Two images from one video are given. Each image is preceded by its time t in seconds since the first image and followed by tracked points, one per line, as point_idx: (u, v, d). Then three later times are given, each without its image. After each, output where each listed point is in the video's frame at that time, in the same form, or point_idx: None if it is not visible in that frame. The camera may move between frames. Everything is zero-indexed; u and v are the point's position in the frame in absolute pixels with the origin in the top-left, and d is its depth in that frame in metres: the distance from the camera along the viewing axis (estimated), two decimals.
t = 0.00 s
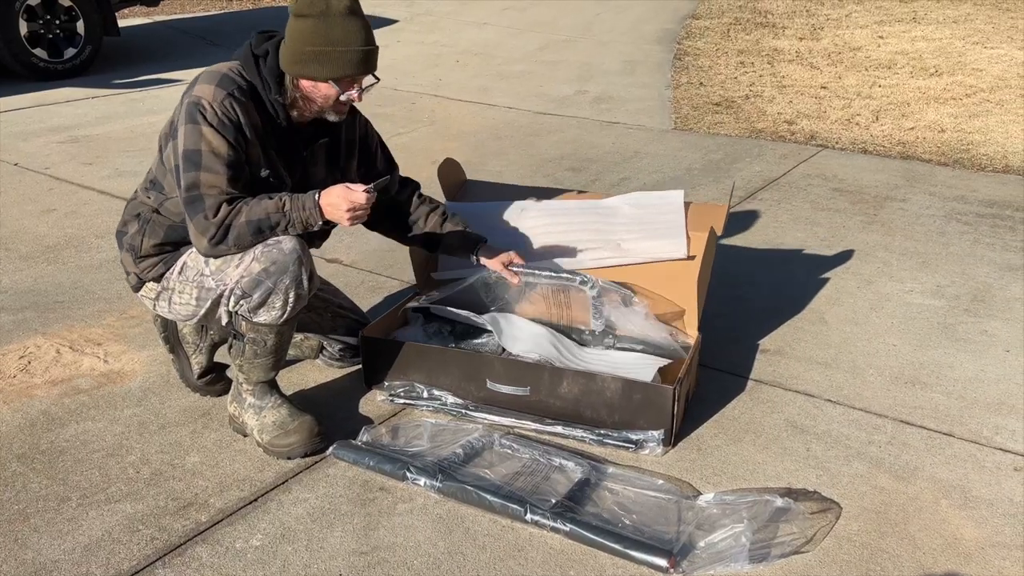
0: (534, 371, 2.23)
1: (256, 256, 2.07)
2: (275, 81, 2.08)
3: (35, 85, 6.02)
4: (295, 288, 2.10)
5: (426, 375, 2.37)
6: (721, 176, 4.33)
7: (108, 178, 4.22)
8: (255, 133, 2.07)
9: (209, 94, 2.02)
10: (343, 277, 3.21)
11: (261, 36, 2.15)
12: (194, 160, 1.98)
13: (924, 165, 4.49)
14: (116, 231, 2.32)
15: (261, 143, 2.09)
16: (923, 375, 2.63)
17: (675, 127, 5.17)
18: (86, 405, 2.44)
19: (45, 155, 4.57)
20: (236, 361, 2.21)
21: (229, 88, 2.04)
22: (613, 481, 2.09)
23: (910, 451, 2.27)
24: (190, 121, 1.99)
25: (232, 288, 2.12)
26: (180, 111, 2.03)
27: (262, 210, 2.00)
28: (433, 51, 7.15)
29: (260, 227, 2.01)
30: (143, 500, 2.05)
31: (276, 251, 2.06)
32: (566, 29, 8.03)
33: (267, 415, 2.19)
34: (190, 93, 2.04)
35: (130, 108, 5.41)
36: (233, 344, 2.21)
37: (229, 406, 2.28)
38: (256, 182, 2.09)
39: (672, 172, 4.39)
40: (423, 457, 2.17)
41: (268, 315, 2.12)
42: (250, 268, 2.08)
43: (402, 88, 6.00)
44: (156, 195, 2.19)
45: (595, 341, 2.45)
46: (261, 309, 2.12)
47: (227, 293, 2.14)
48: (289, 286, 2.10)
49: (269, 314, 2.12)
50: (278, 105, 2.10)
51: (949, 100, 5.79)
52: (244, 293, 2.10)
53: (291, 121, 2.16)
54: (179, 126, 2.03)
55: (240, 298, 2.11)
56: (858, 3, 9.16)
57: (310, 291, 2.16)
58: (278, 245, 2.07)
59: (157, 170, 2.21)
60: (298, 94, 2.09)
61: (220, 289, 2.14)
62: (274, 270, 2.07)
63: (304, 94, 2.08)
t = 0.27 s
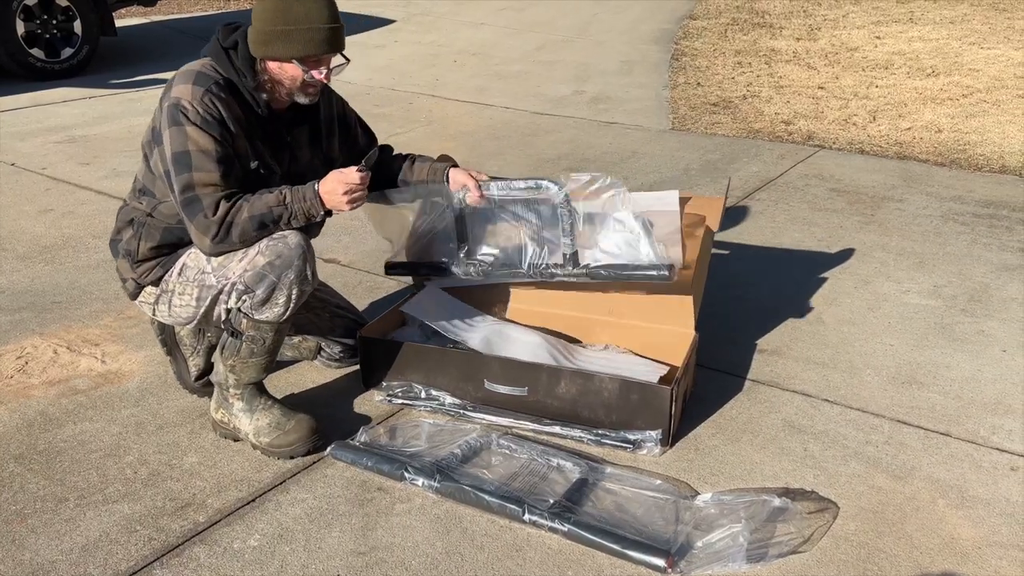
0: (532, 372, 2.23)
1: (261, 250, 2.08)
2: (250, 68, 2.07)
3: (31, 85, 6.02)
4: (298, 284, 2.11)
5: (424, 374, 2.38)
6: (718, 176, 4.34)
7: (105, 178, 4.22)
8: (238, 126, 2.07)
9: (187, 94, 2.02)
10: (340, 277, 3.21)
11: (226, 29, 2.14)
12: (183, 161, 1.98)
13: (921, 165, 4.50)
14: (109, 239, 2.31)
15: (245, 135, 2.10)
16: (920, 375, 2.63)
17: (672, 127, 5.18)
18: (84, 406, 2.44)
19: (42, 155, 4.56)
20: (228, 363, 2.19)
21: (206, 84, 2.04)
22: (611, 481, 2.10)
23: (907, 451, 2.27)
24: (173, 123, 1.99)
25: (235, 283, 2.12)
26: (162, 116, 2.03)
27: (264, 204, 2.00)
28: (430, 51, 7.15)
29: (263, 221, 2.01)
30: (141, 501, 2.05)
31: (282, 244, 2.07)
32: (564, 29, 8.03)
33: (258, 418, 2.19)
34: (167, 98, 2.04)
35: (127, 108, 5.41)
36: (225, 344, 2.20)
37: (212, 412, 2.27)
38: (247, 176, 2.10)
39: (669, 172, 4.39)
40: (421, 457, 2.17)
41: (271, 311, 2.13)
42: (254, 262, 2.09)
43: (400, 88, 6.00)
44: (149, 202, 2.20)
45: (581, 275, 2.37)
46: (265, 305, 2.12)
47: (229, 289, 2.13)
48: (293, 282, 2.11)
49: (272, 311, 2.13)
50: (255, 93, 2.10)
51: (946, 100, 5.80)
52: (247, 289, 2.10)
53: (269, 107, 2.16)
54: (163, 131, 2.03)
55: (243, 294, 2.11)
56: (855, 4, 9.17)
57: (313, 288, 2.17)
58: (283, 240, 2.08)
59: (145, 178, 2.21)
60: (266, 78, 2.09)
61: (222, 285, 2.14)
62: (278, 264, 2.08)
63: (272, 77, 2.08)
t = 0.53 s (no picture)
0: (531, 371, 2.24)
1: (226, 252, 2.10)
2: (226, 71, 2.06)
3: (29, 85, 6.01)
4: (266, 283, 2.13)
5: (423, 374, 2.38)
6: (716, 175, 4.34)
7: (103, 178, 4.21)
8: (211, 129, 2.08)
9: (160, 96, 2.04)
10: (338, 277, 3.21)
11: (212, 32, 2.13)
12: (152, 163, 2.01)
13: (919, 164, 4.50)
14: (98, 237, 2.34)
15: (221, 139, 2.10)
16: (918, 374, 2.63)
17: (670, 127, 5.18)
18: (82, 405, 2.43)
19: (40, 155, 4.56)
20: (216, 362, 2.21)
21: (180, 86, 2.05)
22: (610, 480, 2.10)
23: (905, 451, 2.28)
24: (145, 125, 2.02)
25: (205, 284, 2.13)
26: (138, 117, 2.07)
27: (225, 205, 2.02)
28: (429, 50, 7.15)
29: (224, 223, 2.04)
30: (140, 501, 2.05)
31: (247, 246, 2.10)
32: (562, 28, 8.03)
33: (248, 415, 2.19)
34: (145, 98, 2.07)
35: (125, 108, 5.40)
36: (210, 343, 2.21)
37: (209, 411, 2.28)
38: (219, 179, 2.12)
39: (668, 172, 4.39)
40: (420, 457, 2.17)
41: (242, 310, 2.15)
42: (221, 264, 2.10)
43: (398, 87, 6.00)
44: (133, 201, 2.22)
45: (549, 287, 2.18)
46: (234, 305, 2.13)
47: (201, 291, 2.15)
48: (261, 281, 2.12)
49: (243, 310, 2.15)
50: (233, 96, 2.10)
51: (944, 99, 5.81)
52: (217, 289, 2.12)
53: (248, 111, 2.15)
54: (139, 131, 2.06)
55: (213, 294, 2.13)
56: (853, 3, 9.18)
57: (283, 287, 2.19)
58: (248, 241, 2.11)
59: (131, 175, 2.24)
60: (242, 83, 2.08)
61: (194, 287, 2.16)
62: (243, 266, 2.10)
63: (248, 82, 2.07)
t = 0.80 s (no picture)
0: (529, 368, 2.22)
1: (189, 261, 2.06)
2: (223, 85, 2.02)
3: (28, 83, 6.00)
4: (228, 294, 2.06)
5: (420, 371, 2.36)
6: (715, 174, 4.34)
7: (102, 176, 4.21)
8: (198, 140, 2.04)
9: (153, 99, 2.03)
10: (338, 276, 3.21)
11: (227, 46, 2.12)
12: (133, 166, 2.03)
13: (918, 162, 4.50)
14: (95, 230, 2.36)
15: (206, 153, 2.06)
16: (917, 372, 2.64)
17: (669, 125, 5.17)
18: (81, 404, 2.43)
19: (39, 153, 4.55)
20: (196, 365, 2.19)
21: (174, 93, 2.04)
22: (608, 479, 2.09)
23: (904, 448, 2.28)
24: (134, 127, 2.02)
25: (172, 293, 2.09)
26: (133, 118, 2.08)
27: (189, 214, 2.00)
28: (428, 49, 7.14)
29: (188, 231, 2.01)
30: (139, 499, 2.05)
31: (208, 256, 2.05)
32: (561, 26, 8.03)
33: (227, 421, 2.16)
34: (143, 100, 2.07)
35: (124, 107, 5.40)
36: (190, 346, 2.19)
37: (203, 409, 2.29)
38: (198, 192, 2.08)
39: (667, 170, 4.39)
40: (419, 453, 2.13)
41: (207, 320, 2.08)
42: (183, 274, 2.06)
43: (397, 86, 6.00)
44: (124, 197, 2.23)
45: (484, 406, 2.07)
46: (198, 315, 2.08)
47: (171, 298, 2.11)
48: (222, 292, 2.05)
49: (208, 320, 2.08)
50: (226, 113, 2.04)
51: (943, 97, 5.81)
52: (180, 298, 2.07)
53: (244, 133, 2.10)
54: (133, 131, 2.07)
55: (178, 304, 2.08)
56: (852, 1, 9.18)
57: (249, 298, 2.11)
58: (210, 251, 2.06)
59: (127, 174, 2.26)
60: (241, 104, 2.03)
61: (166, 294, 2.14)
62: (204, 276, 2.04)
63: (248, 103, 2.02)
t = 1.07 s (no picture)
0: (531, 366, 2.22)
1: (187, 274, 2.06)
2: (238, 111, 1.93)
3: (27, 81, 6.00)
4: (226, 308, 2.08)
5: (423, 369, 2.37)
6: (716, 171, 4.33)
7: (102, 174, 4.21)
8: (208, 159, 2.00)
9: (168, 109, 1.99)
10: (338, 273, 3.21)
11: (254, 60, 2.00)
12: (139, 175, 2.00)
13: (919, 160, 4.50)
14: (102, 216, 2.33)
15: (215, 173, 2.01)
16: (917, 369, 2.64)
17: (670, 122, 5.17)
18: (82, 401, 2.44)
19: (39, 151, 4.55)
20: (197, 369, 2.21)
21: (190, 108, 1.99)
22: (610, 476, 2.10)
23: (904, 445, 2.28)
24: (145, 135, 1.99)
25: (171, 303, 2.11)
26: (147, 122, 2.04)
27: (185, 228, 1.96)
28: (428, 46, 7.14)
29: (184, 246, 1.99)
30: (140, 496, 2.05)
31: (205, 270, 2.05)
32: (561, 24, 8.02)
33: (231, 419, 2.21)
34: (159, 107, 2.03)
35: (124, 104, 5.40)
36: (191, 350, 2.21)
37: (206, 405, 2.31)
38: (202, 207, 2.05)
39: (667, 167, 4.39)
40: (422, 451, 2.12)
41: (208, 332, 2.11)
42: (182, 286, 2.07)
43: (397, 83, 6.00)
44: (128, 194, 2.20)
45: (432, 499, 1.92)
46: (199, 327, 2.11)
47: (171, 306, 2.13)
48: (221, 305, 2.08)
49: (209, 332, 2.11)
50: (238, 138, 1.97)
51: (943, 94, 5.80)
52: (180, 310, 2.09)
53: (255, 159, 2.03)
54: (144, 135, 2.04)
55: (178, 315, 2.11)
56: None
57: (248, 308, 2.14)
58: (208, 263, 2.05)
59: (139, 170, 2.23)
60: (258, 135, 1.95)
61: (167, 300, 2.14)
62: (201, 290, 2.06)
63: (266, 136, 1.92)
